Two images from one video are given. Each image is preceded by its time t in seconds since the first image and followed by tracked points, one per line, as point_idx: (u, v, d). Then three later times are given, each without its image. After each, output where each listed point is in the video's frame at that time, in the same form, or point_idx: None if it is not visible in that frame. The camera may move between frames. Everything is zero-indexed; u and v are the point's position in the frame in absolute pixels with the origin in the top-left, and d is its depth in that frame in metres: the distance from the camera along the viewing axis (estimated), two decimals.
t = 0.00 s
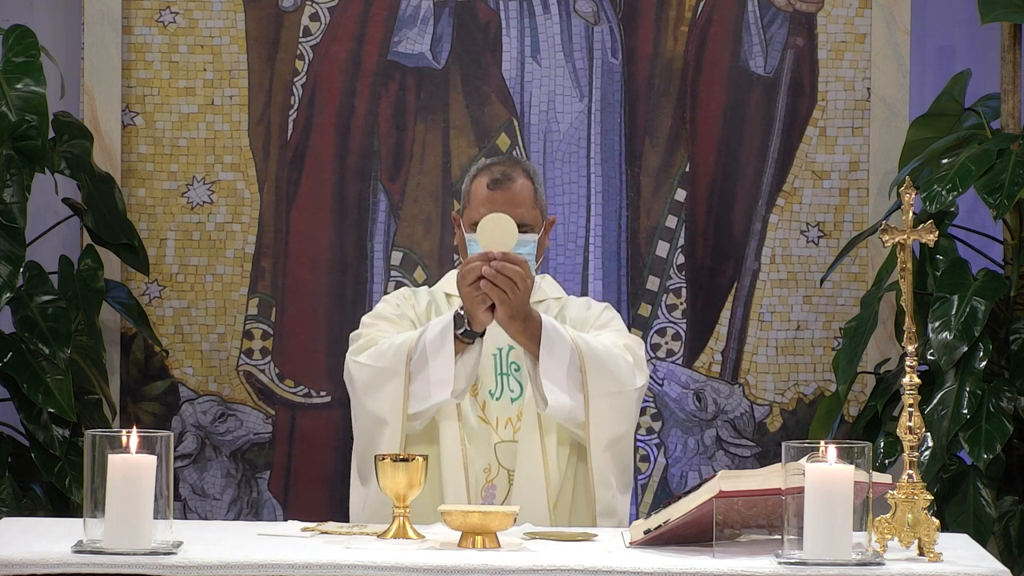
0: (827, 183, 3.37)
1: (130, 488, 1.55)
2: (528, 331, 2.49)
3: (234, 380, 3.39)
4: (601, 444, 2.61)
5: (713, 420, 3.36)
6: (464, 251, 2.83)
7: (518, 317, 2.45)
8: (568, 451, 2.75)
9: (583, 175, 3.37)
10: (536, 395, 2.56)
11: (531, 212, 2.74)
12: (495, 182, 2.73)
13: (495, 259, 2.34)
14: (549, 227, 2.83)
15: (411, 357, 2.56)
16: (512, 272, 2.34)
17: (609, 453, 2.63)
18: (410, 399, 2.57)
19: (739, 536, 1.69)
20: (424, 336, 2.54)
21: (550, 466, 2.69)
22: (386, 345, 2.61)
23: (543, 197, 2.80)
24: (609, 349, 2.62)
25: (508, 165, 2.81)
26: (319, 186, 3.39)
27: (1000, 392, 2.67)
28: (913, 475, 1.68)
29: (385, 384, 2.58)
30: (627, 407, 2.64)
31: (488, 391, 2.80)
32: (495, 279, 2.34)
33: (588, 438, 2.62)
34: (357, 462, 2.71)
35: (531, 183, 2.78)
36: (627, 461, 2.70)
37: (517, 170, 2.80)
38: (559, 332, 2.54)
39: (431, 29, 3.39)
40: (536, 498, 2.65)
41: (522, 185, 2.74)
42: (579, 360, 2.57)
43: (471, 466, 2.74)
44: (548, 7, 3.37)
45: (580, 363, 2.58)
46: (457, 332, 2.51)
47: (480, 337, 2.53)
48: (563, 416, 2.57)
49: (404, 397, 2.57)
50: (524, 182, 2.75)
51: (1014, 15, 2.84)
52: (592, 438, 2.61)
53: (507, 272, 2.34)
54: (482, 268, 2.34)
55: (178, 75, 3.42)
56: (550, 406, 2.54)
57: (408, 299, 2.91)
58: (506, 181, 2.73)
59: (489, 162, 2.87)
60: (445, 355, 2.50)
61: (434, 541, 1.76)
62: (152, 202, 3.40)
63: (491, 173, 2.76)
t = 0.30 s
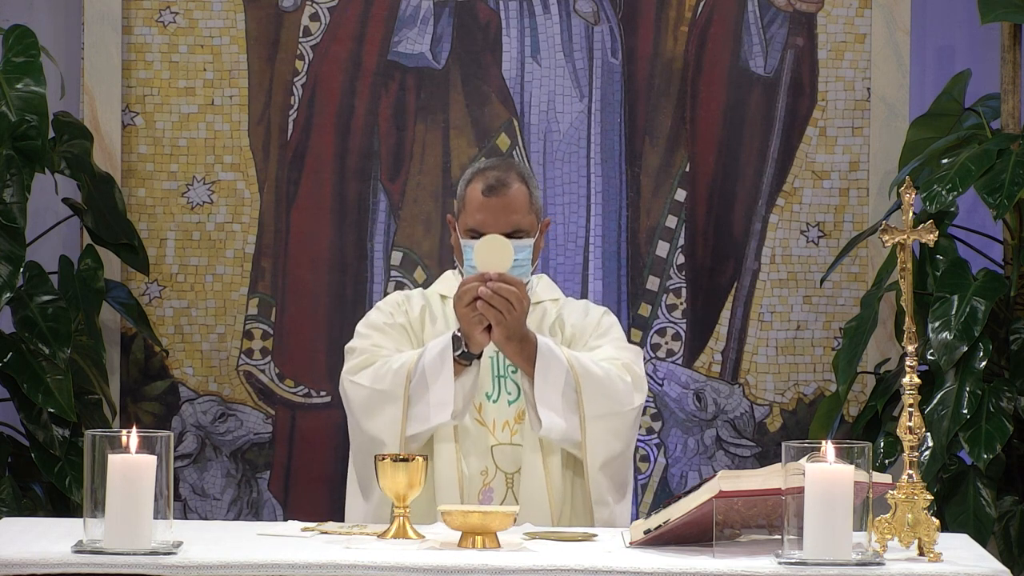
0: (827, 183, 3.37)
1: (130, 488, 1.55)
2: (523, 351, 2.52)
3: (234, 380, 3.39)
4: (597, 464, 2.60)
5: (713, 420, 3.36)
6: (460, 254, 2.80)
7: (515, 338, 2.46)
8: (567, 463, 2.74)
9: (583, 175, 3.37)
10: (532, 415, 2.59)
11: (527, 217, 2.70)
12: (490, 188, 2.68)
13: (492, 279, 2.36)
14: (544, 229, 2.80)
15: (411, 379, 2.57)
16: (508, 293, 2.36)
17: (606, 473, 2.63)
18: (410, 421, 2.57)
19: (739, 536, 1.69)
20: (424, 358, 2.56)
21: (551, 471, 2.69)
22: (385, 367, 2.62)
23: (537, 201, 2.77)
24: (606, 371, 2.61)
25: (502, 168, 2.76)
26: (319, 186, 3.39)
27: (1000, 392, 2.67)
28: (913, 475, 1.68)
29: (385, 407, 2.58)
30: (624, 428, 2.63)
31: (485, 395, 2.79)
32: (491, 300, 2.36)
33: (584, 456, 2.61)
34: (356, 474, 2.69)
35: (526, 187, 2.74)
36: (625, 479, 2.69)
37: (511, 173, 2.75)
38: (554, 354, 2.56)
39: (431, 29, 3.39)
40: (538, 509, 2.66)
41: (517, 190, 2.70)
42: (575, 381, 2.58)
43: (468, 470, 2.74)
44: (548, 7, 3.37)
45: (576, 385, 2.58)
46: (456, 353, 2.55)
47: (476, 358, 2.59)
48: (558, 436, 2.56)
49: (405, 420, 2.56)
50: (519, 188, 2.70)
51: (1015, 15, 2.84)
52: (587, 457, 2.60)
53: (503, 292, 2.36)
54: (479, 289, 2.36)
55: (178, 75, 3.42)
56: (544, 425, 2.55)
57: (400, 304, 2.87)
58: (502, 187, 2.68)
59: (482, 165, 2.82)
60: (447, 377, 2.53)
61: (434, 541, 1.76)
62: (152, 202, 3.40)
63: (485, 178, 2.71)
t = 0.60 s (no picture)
0: (827, 183, 3.37)
1: (131, 488, 1.55)
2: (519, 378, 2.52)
3: (234, 380, 3.39)
4: (594, 485, 2.60)
5: (713, 420, 3.36)
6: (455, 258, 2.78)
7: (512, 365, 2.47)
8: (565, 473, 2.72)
9: (583, 175, 3.37)
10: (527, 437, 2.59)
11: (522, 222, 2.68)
12: (485, 194, 2.65)
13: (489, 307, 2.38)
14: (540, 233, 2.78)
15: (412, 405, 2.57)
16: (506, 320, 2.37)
17: (603, 493, 2.64)
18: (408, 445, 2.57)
19: (739, 536, 1.69)
20: (424, 384, 2.56)
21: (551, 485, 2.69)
22: (383, 390, 2.60)
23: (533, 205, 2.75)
24: (604, 393, 2.59)
25: (497, 173, 2.74)
26: (319, 186, 3.39)
27: (1000, 392, 2.67)
28: (913, 475, 1.68)
29: (384, 432, 2.58)
30: (621, 449, 2.62)
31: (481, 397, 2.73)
32: (488, 327, 2.38)
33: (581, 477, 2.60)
34: (356, 485, 2.71)
35: (521, 192, 2.71)
36: (622, 492, 2.70)
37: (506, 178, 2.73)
38: (551, 380, 2.54)
39: (431, 29, 3.39)
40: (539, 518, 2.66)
41: (512, 196, 2.68)
42: (572, 406, 2.56)
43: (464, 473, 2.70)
44: (548, 7, 3.37)
45: (572, 410, 2.56)
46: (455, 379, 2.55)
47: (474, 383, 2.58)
48: (554, 460, 2.56)
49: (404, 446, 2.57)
50: (514, 193, 2.68)
51: (1015, 15, 2.84)
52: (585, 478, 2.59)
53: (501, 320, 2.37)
54: (476, 315, 2.38)
55: (178, 75, 3.42)
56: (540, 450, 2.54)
57: (393, 309, 2.85)
58: (496, 193, 2.66)
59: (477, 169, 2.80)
60: (447, 406, 2.53)
61: (434, 541, 1.76)
62: (151, 202, 3.40)
63: (480, 184, 2.68)
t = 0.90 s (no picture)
0: (827, 183, 3.37)
1: (131, 488, 1.55)
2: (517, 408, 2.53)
3: (234, 380, 3.39)
4: (598, 509, 2.59)
5: (713, 420, 3.36)
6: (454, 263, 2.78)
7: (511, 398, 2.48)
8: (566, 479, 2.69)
9: (583, 175, 3.37)
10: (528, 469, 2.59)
11: (521, 230, 2.68)
12: (484, 203, 2.65)
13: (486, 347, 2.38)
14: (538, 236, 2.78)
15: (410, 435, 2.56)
16: (504, 362, 2.37)
17: (606, 514, 2.61)
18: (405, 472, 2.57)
19: (739, 536, 1.69)
20: (423, 416, 2.56)
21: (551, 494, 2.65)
22: (382, 417, 2.59)
23: (533, 210, 2.73)
24: (602, 416, 2.59)
25: (497, 177, 2.71)
26: (319, 186, 3.39)
27: (1000, 392, 2.67)
28: (913, 475, 1.68)
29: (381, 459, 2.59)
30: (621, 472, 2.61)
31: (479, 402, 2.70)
32: (488, 366, 2.38)
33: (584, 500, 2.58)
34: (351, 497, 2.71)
35: (521, 200, 2.69)
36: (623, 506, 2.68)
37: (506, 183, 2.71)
38: (547, 411, 2.54)
39: (431, 29, 3.39)
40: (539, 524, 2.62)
41: (512, 204, 2.66)
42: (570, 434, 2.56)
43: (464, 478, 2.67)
44: (548, 7, 3.37)
45: (570, 438, 2.56)
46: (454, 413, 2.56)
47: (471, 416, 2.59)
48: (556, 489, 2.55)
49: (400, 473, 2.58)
50: (513, 201, 2.67)
51: (1014, 15, 2.84)
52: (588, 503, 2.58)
53: (500, 362, 2.37)
54: (474, 357, 2.38)
55: (178, 75, 3.41)
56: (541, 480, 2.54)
57: (388, 314, 2.81)
58: (495, 202, 2.65)
59: (478, 171, 2.77)
60: (446, 438, 2.54)
61: (434, 541, 1.76)
62: (151, 202, 3.40)
63: (479, 191, 2.67)
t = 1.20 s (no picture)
0: (827, 183, 3.37)
1: (131, 488, 1.55)
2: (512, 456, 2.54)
3: (234, 380, 3.39)
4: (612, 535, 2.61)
5: (713, 420, 3.36)
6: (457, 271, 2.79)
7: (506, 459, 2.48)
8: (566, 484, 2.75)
9: (583, 175, 3.37)
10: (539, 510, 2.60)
11: (524, 243, 2.68)
12: (487, 219, 2.64)
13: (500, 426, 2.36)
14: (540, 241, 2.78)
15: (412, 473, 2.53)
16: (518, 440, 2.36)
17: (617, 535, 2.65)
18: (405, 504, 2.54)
19: (739, 536, 1.69)
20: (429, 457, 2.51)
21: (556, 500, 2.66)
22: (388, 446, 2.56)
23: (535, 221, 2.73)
24: (608, 446, 2.59)
25: (500, 189, 2.71)
26: (319, 186, 3.39)
27: (1000, 392, 2.67)
28: (913, 475, 1.68)
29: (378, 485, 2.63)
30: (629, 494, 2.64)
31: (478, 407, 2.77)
32: (502, 447, 2.36)
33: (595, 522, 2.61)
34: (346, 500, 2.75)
35: (524, 212, 2.69)
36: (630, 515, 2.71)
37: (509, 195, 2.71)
38: (556, 456, 2.53)
39: (431, 29, 3.39)
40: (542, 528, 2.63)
41: (515, 218, 2.66)
42: (580, 475, 2.56)
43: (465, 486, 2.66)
44: (548, 7, 3.37)
45: (581, 479, 2.56)
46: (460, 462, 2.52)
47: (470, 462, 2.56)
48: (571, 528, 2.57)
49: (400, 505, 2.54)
50: (517, 215, 2.67)
51: (1014, 15, 2.84)
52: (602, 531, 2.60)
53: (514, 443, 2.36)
54: (488, 438, 2.35)
55: (178, 75, 3.41)
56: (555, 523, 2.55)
57: (388, 320, 2.80)
58: (498, 216, 2.64)
59: (482, 180, 2.76)
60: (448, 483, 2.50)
61: (434, 541, 1.76)
62: (151, 202, 3.40)
63: (482, 204, 2.66)
